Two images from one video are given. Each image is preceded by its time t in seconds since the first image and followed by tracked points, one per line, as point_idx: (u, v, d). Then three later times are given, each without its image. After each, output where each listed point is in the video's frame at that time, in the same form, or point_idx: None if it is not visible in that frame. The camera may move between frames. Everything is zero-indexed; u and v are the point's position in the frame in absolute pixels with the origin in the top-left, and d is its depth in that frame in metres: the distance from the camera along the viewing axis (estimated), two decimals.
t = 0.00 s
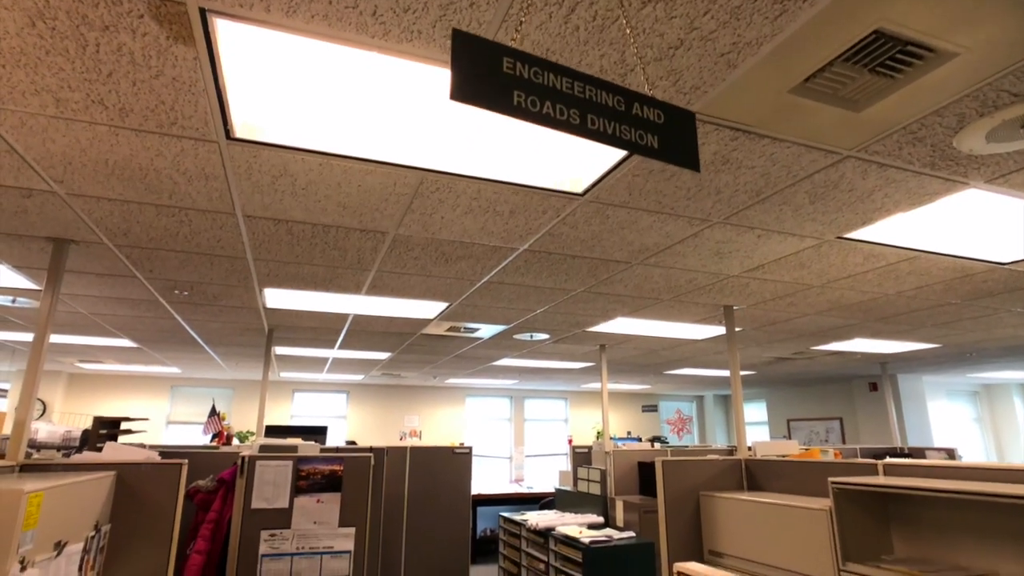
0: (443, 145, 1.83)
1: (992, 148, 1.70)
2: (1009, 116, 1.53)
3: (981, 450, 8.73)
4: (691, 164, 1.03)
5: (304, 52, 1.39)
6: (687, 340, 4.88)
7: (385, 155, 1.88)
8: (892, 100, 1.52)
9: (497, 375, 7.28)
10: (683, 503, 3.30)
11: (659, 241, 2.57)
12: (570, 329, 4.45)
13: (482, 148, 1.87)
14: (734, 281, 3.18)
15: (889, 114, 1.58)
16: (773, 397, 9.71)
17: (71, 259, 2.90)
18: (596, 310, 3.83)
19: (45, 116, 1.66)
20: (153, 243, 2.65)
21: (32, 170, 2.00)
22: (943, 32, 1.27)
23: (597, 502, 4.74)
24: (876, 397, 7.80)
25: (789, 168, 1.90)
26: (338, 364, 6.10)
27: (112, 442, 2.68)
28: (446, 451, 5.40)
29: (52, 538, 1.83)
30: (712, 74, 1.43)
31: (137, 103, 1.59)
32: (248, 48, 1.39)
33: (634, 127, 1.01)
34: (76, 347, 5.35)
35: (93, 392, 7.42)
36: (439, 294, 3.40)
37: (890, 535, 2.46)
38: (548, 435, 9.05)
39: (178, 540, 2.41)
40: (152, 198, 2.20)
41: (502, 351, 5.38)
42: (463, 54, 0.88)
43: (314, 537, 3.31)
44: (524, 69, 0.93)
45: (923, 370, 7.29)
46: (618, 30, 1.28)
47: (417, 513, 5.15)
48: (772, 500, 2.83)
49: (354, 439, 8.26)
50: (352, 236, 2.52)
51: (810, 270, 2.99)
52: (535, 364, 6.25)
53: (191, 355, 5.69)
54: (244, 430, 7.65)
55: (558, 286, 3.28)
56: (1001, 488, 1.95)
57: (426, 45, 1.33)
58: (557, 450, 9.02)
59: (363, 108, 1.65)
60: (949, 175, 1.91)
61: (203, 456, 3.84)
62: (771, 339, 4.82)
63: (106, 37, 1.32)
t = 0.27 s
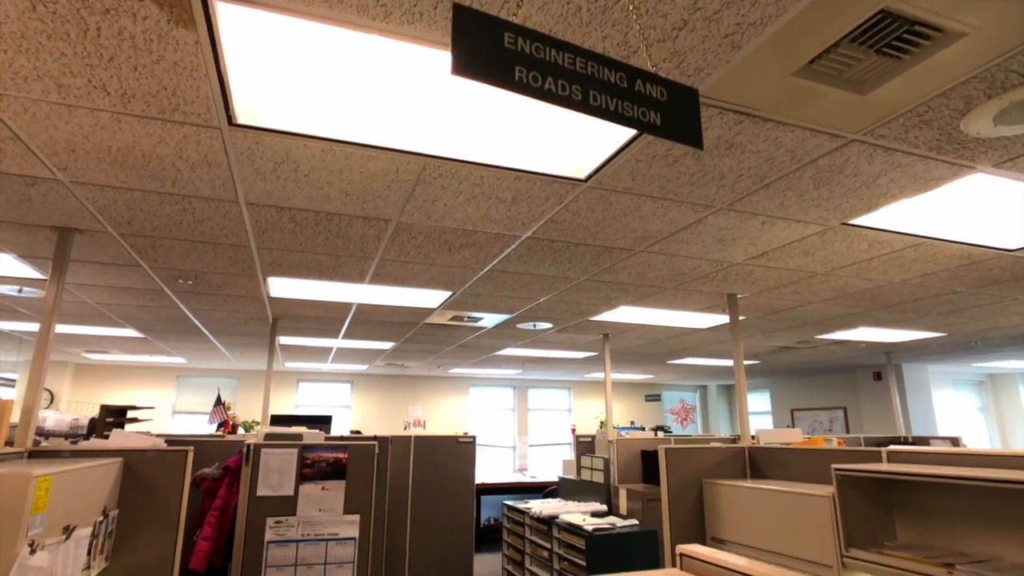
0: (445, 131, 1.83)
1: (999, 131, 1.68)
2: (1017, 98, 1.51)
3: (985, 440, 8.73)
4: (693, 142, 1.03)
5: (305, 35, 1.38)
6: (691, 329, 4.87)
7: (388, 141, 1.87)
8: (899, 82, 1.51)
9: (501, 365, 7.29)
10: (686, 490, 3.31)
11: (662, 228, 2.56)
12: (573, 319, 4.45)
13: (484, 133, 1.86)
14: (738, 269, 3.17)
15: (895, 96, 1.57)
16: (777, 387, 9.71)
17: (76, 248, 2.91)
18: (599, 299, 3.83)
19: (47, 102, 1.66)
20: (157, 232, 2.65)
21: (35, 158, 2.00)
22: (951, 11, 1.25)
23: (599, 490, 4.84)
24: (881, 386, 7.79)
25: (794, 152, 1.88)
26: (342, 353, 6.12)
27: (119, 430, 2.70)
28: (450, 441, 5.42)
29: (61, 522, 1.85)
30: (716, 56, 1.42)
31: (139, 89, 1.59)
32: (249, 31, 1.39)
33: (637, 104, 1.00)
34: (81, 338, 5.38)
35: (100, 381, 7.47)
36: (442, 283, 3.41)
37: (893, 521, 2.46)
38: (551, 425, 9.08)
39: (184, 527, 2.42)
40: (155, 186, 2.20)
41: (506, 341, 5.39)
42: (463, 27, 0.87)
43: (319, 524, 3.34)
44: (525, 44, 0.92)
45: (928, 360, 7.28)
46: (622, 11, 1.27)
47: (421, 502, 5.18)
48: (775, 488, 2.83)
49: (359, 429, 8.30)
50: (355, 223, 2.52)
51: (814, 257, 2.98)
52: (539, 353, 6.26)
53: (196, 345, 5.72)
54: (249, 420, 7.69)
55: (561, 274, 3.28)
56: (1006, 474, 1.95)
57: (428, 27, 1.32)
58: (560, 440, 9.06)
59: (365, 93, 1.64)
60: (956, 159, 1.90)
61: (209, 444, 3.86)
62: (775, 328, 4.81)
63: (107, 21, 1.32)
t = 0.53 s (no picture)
0: (449, 116, 1.82)
1: (1008, 113, 1.67)
2: None
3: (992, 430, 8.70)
4: (696, 117, 1.03)
5: (307, 19, 1.38)
6: (695, 319, 4.87)
7: (391, 127, 1.87)
8: (906, 64, 1.49)
9: (506, 356, 7.31)
10: (691, 478, 3.32)
11: (667, 215, 2.55)
12: (578, 308, 4.45)
13: (488, 118, 1.85)
14: (742, 257, 3.16)
15: (903, 78, 1.55)
16: (782, 377, 9.70)
17: (82, 237, 2.92)
18: (604, 288, 3.83)
19: (52, 89, 1.66)
20: (162, 221, 2.66)
21: (40, 146, 2.01)
22: None
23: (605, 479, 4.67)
24: (887, 376, 7.77)
25: (800, 137, 1.87)
26: (347, 344, 6.15)
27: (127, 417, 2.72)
28: (455, 430, 5.44)
29: (71, 506, 1.88)
30: (721, 37, 1.41)
31: (143, 74, 1.59)
32: (252, 15, 1.38)
33: (640, 80, 1.00)
34: (89, 329, 5.42)
35: (108, 373, 7.53)
36: (447, 271, 3.41)
37: (897, 508, 2.46)
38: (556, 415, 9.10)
39: (192, 514, 2.45)
40: (160, 174, 2.20)
41: (510, 330, 5.39)
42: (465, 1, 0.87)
43: (325, 511, 3.36)
44: (527, 19, 0.92)
45: (934, 350, 7.25)
46: None
47: (426, 491, 5.21)
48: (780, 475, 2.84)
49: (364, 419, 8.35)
50: (359, 212, 2.52)
51: (820, 245, 2.96)
52: (543, 344, 6.28)
53: (203, 336, 5.75)
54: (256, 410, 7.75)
55: (565, 263, 3.28)
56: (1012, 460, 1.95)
57: (431, 10, 1.32)
58: (565, 430, 9.08)
59: (368, 77, 1.64)
60: (964, 142, 1.88)
61: (216, 433, 3.89)
62: (779, 317, 4.80)
63: (110, 5, 1.32)
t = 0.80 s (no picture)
0: (452, 99, 1.81)
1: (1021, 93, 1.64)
2: None
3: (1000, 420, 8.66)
4: (701, 88, 1.02)
5: None
6: (701, 308, 4.85)
7: (395, 111, 1.86)
8: (916, 42, 1.47)
9: (511, 346, 7.32)
10: (696, 466, 3.32)
11: (672, 200, 2.53)
12: (583, 297, 4.44)
13: (492, 102, 1.84)
14: (749, 244, 3.14)
15: (913, 57, 1.53)
16: (788, 368, 9.67)
17: (88, 226, 2.93)
18: (609, 276, 3.81)
19: (56, 74, 1.66)
20: (167, 209, 2.66)
21: (45, 132, 2.01)
22: None
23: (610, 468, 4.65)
24: (894, 366, 7.74)
25: (806, 119, 1.85)
26: (353, 334, 6.17)
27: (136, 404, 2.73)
28: (460, 420, 5.46)
29: (80, 490, 1.89)
30: (727, 16, 1.39)
31: (145, 58, 1.58)
32: None
33: (644, 50, 0.99)
34: (97, 319, 5.45)
35: (116, 364, 7.59)
36: (451, 260, 3.41)
37: (905, 494, 2.45)
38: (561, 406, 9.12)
39: (200, 500, 2.46)
40: (165, 160, 2.20)
41: (516, 320, 5.39)
42: None
43: (332, 499, 3.39)
44: None
45: (942, 339, 7.21)
46: None
47: (432, 479, 5.24)
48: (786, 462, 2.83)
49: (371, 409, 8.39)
50: (363, 198, 2.51)
51: (827, 231, 2.94)
52: (548, 334, 6.28)
53: (209, 326, 5.78)
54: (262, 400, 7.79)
55: (570, 251, 3.27)
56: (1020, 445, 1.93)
57: None
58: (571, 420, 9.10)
59: (372, 60, 1.63)
60: (975, 124, 1.85)
61: (223, 422, 3.92)
62: (786, 306, 4.78)
63: None
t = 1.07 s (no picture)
0: (457, 81, 1.80)
1: None
2: None
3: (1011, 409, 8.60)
4: (706, 57, 1.01)
5: None
6: (708, 296, 4.83)
7: (400, 94, 1.85)
8: (928, 17, 1.44)
9: (517, 336, 7.33)
10: (703, 453, 3.31)
11: (679, 185, 2.51)
12: (589, 285, 4.43)
13: (497, 83, 1.83)
14: (756, 229, 3.12)
15: (925, 33, 1.50)
16: (796, 357, 9.64)
17: (96, 215, 2.94)
18: (615, 263, 3.80)
19: (60, 58, 1.67)
20: (174, 196, 2.67)
21: (52, 119, 2.01)
22: None
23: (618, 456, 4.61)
24: (903, 355, 7.69)
25: (815, 99, 1.83)
26: (360, 324, 6.19)
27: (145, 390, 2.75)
28: (467, 409, 5.48)
29: (91, 473, 1.91)
30: None
31: (149, 41, 1.58)
32: None
33: (649, 18, 0.98)
34: (106, 310, 5.50)
35: (126, 354, 7.65)
36: (457, 247, 3.41)
37: (913, 480, 2.44)
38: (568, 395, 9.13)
39: (209, 484, 2.49)
40: (170, 146, 2.21)
41: (522, 309, 5.39)
42: None
43: (339, 485, 3.41)
44: None
45: (952, 328, 7.16)
46: None
47: (439, 468, 5.27)
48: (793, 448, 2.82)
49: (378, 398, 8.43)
50: (368, 184, 2.51)
51: (836, 216, 2.91)
52: (554, 323, 6.28)
53: (217, 316, 5.81)
54: (271, 390, 7.85)
55: (576, 237, 3.26)
56: None
57: None
58: (577, 410, 9.12)
59: (375, 41, 1.62)
60: (988, 102, 1.82)
61: (232, 410, 3.95)
62: (793, 294, 4.75)
63: None
